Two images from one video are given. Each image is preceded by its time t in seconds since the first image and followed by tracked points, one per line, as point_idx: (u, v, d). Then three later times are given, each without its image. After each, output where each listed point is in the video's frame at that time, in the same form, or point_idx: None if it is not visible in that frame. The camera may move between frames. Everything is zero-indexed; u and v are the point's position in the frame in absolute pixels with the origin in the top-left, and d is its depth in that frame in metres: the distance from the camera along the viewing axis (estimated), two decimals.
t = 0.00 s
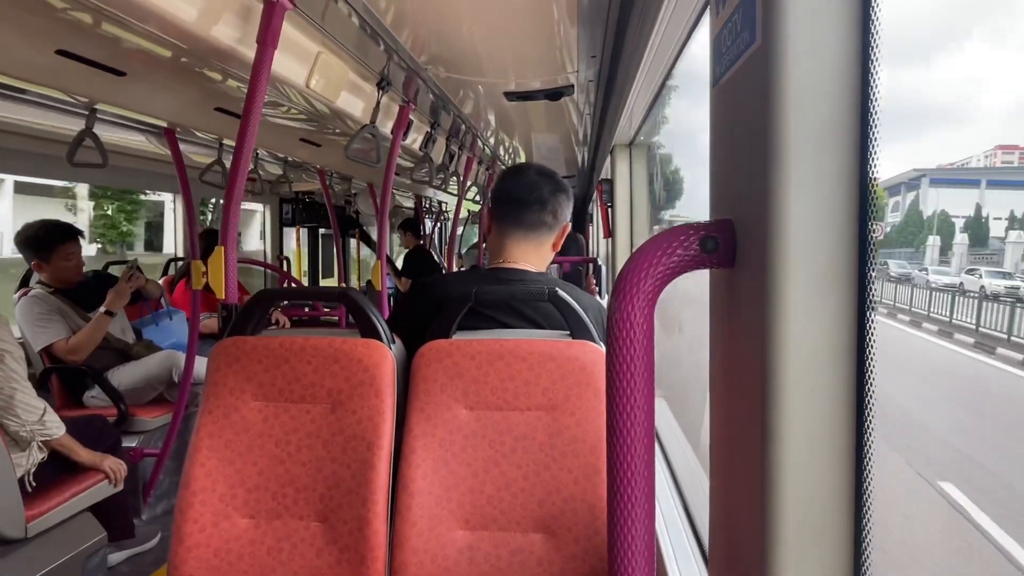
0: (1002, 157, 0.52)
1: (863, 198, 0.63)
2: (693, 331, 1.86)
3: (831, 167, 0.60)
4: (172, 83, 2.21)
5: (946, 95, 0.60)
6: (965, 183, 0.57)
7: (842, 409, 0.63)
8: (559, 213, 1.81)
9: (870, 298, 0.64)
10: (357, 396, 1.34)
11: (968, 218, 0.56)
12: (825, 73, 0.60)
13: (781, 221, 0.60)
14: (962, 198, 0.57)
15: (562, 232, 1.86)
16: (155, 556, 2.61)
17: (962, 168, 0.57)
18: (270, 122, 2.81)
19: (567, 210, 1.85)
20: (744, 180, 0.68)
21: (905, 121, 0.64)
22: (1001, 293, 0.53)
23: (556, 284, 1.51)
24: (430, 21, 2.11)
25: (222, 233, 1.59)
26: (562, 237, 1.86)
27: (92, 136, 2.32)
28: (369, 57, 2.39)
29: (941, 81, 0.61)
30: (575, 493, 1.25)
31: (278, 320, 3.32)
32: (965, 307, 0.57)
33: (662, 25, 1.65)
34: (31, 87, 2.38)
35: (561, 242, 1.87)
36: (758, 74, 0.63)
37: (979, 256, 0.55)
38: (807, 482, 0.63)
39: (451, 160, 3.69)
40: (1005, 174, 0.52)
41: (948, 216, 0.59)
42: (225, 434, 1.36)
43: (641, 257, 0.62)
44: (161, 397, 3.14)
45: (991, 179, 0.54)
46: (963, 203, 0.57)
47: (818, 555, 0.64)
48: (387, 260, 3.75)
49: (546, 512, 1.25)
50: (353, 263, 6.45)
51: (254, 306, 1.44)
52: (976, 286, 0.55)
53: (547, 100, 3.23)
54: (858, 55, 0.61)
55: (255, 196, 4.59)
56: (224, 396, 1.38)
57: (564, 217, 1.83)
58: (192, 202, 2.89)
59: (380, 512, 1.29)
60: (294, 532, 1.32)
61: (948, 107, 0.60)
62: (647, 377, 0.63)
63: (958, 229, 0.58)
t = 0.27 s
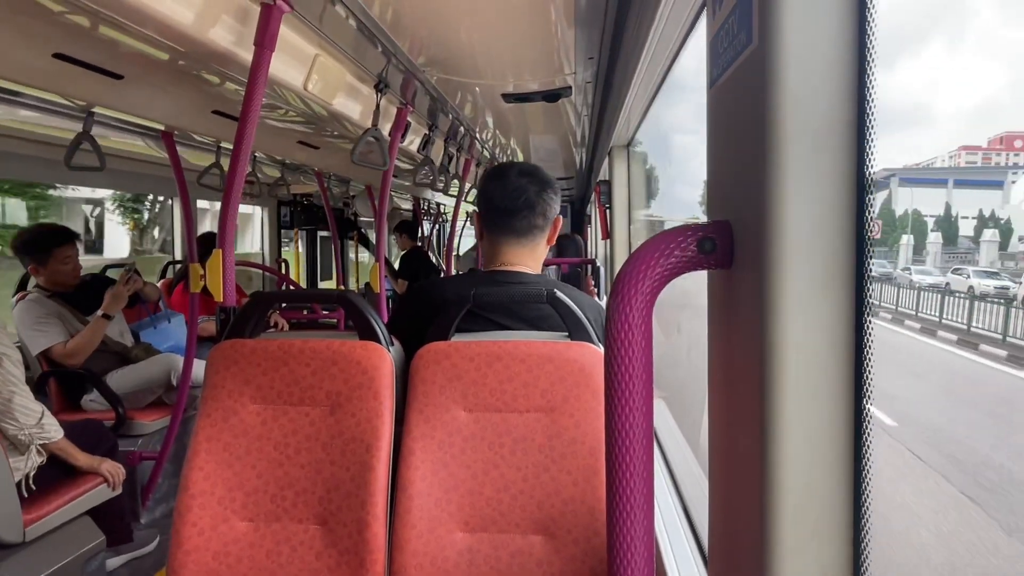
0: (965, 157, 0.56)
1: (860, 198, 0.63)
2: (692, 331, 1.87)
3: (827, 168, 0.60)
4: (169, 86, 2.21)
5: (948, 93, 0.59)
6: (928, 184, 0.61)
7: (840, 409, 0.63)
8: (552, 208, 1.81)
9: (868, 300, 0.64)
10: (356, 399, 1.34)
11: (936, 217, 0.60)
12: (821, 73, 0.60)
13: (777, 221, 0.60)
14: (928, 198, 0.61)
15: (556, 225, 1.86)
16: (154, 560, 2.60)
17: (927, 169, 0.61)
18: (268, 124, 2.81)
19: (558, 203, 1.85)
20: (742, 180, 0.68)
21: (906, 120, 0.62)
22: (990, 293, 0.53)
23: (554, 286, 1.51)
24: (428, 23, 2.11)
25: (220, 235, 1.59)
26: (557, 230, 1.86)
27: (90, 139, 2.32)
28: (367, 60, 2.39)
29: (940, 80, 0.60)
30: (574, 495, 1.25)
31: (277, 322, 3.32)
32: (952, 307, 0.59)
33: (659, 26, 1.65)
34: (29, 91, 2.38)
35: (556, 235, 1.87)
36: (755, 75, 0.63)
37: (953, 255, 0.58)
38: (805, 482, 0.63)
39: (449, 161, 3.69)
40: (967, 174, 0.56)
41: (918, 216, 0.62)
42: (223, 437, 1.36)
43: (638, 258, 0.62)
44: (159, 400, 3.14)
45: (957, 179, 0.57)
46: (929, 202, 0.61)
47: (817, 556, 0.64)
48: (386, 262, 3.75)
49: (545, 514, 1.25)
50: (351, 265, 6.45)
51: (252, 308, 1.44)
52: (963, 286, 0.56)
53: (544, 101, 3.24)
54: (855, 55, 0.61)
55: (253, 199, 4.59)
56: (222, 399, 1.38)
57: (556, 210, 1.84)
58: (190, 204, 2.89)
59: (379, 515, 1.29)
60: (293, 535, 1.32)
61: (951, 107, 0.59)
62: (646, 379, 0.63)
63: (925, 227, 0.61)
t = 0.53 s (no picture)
0: (938, 158, 0.59)
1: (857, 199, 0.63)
2: (690, 333, 1.87)
3: (823, 169, 0.61)
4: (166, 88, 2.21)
5: (943, 92, 0.60)
6: (901, 184, 0.64)
7: (838, 409, 0.63)
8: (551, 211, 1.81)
9: (865, 301, 0.64)
10: (353, 401, 1.34)
11: (912, 216, 0.63)
12: (817, 75, 0.60)
13: (774, 222, 0.61)
14: (905, 198, 0.63)
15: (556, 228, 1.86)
16: (150, 564, 2.59)
17: (898, 170, 0.64)
18: (265, 127, 2.81)
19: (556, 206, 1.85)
20: (739, 181, 0.68)
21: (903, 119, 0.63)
22: (985, 295, 0.54)
23: (551, 288, 1.51)
24: (425, 26, 2.11)
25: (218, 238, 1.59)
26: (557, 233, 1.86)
27: (87, 142, 2.32)
28: (364, 62, 2.39)
29: (936, 81, 0.61)
30: (572, 497, 1.24)
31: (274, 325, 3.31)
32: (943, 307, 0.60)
33: (656, 29, 1.66)
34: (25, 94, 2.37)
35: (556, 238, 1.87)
36: (751, 77, 0.63)
37: (929, 255, 0.61)
38: (803, 483, 0.64)
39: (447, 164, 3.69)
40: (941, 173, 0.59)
41: (896, 215, 0.64)
42: (220, 440, 1.36)
43: (636, 259, 0.62)
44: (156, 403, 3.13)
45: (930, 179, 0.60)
46: (905, 201, 0.64)
47: (815, 556, 0.64)
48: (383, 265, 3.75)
49: (543, 516, 1.25)
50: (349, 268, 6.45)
51: (249, 311, 1.44)
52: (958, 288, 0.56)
53: (542, 104, 3.24)
54: (851, 57, 0.61)
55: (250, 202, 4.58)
56: (219, 402, 1.37)
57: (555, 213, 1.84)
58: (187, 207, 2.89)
59: (377, 518, 1.29)
60: (290, 538, 1.31)
61: (949, 106, 0.59)
62: (643, 381, 0.63)
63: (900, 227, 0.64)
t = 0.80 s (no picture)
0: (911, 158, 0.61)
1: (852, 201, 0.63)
2: (686, 335, 1.87)
3: (819, 170, 0.61)
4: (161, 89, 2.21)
5: (938, 93, 0.59)
6: (881, 183, 0.63)
7: (833, 410, 0.64)
8: (549, 214, 1.81)
9: (861, 302, 0.64)
10: (349, 403, 1.33)
11: (895, 216, 0.63)
12: (813, 77, 0.60)
13: (771, 225, 0.61)
14: (886, 198, 0.63)
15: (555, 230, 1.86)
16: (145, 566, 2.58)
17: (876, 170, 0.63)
18: (262, 128, 2.81)
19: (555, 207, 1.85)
20: (735, 183, 0.69)
21: (899, 121, 0.62)
22: (988, 296, 0.53)
23: (548, 290, 1.51)
24: (422, 27, 2.11)
25: (214, 240, 1.58)
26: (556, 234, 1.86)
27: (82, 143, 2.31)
28: (360, 63, 2.39)
29: (931, 82, 0.60)
30: (568, 498, 1.24)
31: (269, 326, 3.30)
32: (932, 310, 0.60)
33: (653, 31, 1.66)
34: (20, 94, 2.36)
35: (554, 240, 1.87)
36: (748, 77, 0.63)
37: (913, 254, 0.62)
38: (799, 484, 0.63)
39: (444, 165, 3.69)
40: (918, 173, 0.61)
41: (876, 215, 0.64)
42: (215, 442, 1.35)
43: (633, 262, 0.62)
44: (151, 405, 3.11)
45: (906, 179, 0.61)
46: (886, 201, 0.63)
47: (811, 558, 0.64)
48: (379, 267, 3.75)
49: (539, 518, 1.24)
50: (346, 270, 6.44)
51: (245, 313, 1.44)
52: (959, 290, 0.55)
53: (539, 106, 3.24)
54: (848, 59, 0.61)
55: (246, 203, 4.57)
56: (215, 403, 1.37)
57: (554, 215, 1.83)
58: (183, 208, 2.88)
59: (373, 520, 1.29)
60: (286, 540, 1.31)
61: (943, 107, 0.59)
62: (640, 382, 0.63)
63: (886, 228, 0.64)
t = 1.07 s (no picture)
0: (892, 159, 0.64)
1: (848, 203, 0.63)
2: (682, 337, 1.87)
3: (815, 172, 0.61)
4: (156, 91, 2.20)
5: (935, 92, 0.61)
6: (874, 184, 0.65)
7: (830, 412, 0.63)
8: (546, 217, 1.80)
9: (856, 304, 0.64)
10: (346, 407, 1.33)
11: (887, 216, 0.65)
12: (808, 79, 0.60)
13: (768, 227, 0.61)
14: (872, 197, 0.65)
15: (551, 233, 1.85)
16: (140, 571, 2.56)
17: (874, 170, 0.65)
18: (258, 131, 2.80)
19: (552, 211, 1.84)
20: (730, 186, 0.69)
21: (892, 119, 0.64)
22: (998, 301, 0.54)
23: (545, 291, 1.51)
24: (419, 30, 2.11)
25: (209, 243, 1.58)
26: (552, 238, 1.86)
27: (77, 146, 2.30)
28: (356, 66, 2.39)
29: (927, 81, 0.62)
30: (565, 501, 1.24)
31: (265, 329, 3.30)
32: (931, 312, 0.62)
33: (648, 33, 1.66)
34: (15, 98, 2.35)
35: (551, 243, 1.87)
36: (743, 80, 0.63)
37: (904, 255, 0.64)
38: (796, 486, 0.63)
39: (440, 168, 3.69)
40: (899, 173, 0.65)
41: (870, 218, 0.65)
42: (211, 446, 1.35)
43: (629, 265, 0.62)
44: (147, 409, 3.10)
45: (890, 179, 0.65)
46: (871, 201, 0.66)
47: (808, 560, 0.64)
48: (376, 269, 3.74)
49: (536, 520, 1.24)
50: (342, 273, 6.43)
51: (241, 316, 1.43)
52: (967, 293, 0.56)
53: (534, 108, 3.25)
54: (841, 62, 0.61)
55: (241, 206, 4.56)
56: (210, 407, 1.36)
57: (550, 218, 1.83)
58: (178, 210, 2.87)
59: (369, 524, 1.28)
60: (282, 544, 1.30)
61: (940, 108, 0.60)
62: (636, 385, 0.63)
63: (885, 229, 0.64)
